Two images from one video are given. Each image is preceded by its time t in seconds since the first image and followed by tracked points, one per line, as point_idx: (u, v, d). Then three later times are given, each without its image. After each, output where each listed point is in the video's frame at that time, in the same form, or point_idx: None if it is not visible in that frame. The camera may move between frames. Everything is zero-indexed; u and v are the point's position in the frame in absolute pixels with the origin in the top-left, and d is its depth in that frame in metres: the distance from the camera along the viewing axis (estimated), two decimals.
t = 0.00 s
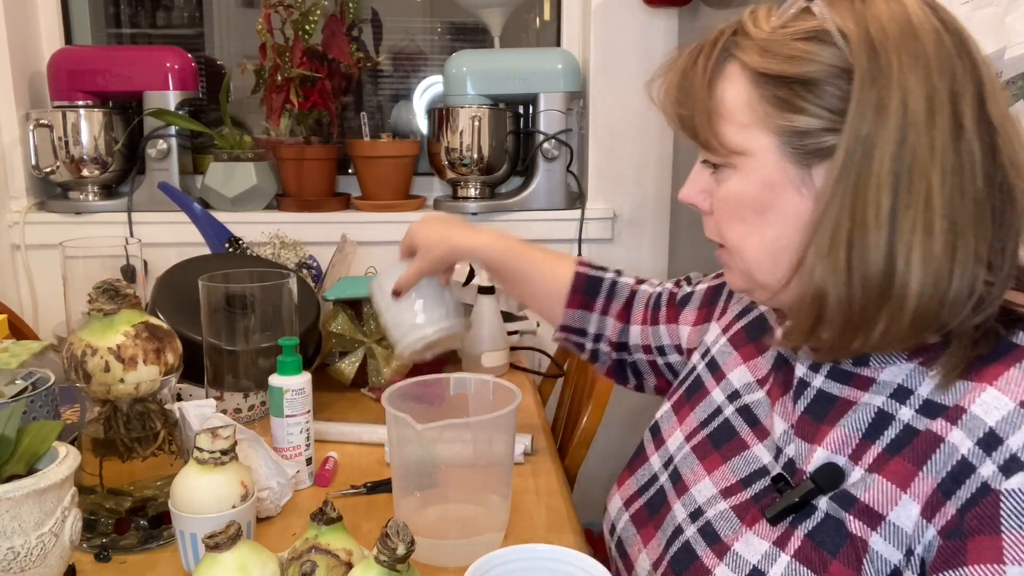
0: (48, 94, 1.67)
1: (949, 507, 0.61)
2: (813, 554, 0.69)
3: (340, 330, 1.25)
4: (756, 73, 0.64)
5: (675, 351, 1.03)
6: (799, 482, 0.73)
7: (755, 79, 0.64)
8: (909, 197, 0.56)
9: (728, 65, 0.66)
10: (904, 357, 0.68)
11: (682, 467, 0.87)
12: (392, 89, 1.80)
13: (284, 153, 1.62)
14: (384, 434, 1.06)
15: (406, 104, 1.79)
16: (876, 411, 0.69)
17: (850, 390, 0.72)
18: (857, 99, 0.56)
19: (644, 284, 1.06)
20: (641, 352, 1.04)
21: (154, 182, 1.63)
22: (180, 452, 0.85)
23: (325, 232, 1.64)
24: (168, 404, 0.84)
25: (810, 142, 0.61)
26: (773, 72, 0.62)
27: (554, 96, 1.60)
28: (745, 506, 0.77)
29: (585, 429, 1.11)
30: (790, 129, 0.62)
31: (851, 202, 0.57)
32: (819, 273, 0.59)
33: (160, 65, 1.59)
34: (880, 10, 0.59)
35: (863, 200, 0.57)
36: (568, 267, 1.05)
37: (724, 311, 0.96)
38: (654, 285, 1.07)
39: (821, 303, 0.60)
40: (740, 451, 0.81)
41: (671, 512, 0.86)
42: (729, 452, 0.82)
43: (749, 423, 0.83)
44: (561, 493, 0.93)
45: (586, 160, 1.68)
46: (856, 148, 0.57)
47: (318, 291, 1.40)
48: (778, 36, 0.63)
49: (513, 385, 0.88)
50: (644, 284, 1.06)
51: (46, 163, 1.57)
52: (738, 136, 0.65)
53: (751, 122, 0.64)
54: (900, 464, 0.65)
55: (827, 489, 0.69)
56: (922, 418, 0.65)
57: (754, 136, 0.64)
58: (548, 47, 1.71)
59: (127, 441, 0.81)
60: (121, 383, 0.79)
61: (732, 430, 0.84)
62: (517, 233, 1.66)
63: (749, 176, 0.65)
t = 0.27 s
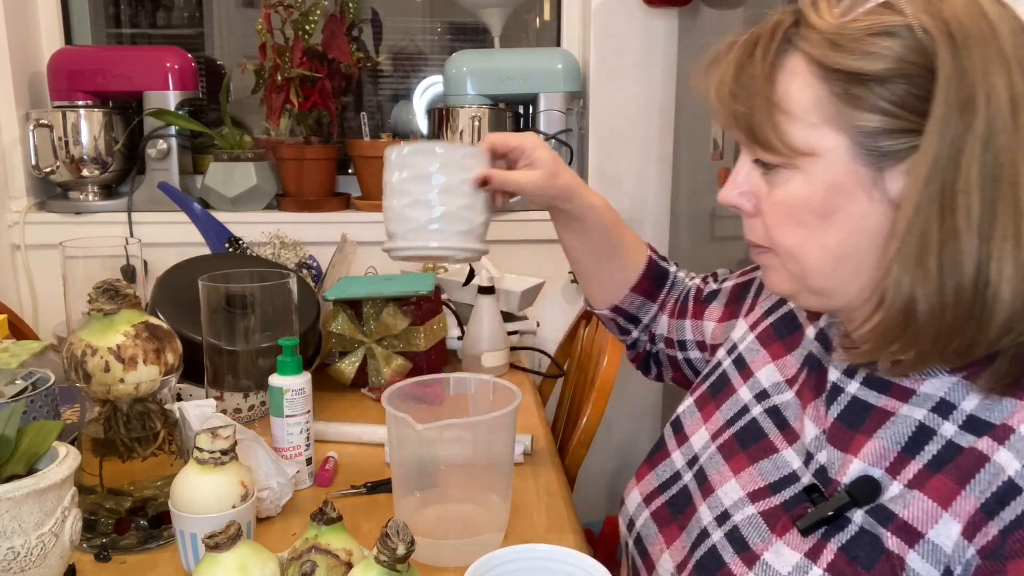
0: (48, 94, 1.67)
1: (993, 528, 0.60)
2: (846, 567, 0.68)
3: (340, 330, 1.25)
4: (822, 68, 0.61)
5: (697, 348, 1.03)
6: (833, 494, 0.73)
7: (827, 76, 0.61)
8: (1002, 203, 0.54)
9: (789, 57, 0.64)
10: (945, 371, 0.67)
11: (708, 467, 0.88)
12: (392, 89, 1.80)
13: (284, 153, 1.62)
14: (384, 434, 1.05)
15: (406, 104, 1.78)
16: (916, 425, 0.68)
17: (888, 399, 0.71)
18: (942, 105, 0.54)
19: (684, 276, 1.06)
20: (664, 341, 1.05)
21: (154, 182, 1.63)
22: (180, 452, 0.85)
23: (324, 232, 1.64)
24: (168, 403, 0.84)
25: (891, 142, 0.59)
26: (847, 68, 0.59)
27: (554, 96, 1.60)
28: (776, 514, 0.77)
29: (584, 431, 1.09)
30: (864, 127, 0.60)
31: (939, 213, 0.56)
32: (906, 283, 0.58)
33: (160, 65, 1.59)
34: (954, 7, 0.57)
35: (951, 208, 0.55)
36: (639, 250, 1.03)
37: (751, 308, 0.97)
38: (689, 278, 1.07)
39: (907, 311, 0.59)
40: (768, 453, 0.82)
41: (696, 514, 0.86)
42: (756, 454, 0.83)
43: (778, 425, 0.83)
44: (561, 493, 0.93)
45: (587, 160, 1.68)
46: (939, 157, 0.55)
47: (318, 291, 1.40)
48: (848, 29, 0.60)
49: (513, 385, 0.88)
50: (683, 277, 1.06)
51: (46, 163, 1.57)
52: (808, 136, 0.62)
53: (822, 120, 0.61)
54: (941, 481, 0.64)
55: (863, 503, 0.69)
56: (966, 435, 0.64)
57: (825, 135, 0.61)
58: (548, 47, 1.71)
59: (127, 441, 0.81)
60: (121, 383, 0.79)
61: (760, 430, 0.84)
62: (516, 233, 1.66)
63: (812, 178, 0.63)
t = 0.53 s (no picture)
0: (47, 94, 1.67)
1: None
2: (882, 562, 0.69)
3: (340, 330, 1.25)
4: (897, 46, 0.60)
5: (691, 341, 1.03)
6: (867, 490, 0.73)
7: (907, 57, 0.60)
8: None
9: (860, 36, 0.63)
10: (981, 368, 0.68)
11: (740, 481, 0.88)
12: (393, 89, 1.80)
13: (285, 153, 1.62)
14: (384, 434, 1.05)
15: (406, 104, 1.78)
16: (952, 422, 0.69)
17: (921, 398, 0.72)
18: None
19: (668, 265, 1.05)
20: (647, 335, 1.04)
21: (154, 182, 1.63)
22: (180, 452, 0.85)
23: (325, 232, 1.64)
24: (167, 403, 0.84)
25: (975, 120, 0.60)
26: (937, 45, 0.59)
27: (553, 96, 1.60)
28: (805, 512, 0.78)
29: (584, 430, 1.09)
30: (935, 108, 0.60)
31: None
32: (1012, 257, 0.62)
33: (160, 65, 1.59)
34: None
35: None
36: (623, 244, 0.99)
37: (768, 304, 0.96)
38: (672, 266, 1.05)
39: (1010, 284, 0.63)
40: (800, 459, 0.83)
41: (727, 523, 0.86)
42: (790, 464, 0.83)
43: (804, 429, 0.84)
44: (561, 493, 0.93)
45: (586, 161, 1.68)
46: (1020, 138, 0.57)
47: (318, 291, 1.40)
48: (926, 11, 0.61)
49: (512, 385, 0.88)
50: (666, 266, 1.05)
51: (46, 163, 1.57)
52: (890, 112, 0.61)
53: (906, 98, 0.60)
54: (981, 475, 0.65)
55: (899, 498, 0.70)
56: (1004, 430, 0.66)
57: (910, 114, 0.60)
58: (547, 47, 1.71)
59: (127, 441, 0.81)
60: (121, 383, 0.79)
61: (790, 440, 0.85)
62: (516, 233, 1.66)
63: (882, 161, 0.62)
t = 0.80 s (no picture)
0: (47, 94, 1.67)
1: None
2: (907, 561, 0.67)
3: (340, 330, 1.25)
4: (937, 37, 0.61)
5: (687, 345, 1.04)
6: (887, 489, 0.73)
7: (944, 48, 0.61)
8: None
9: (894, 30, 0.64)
10: (994, 366, 0.69)
11: (748, 482, 0.88)
12: (393, 89, 1.80)
13: (285, 153, 1.62)
14: (384, 434, 1.05)
15: (406, 104, 1.78)
16: (969, 420, 0.69)
17: (935, 397, 0.72)
18: None
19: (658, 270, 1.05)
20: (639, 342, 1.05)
21: (155, 182, 1.63)
22: (180, 452, 0.85)
23: (325, 232, 1.64)
24: (168, 403, 0.84)
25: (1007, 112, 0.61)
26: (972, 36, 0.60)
27: (554, 96, 1.59)
28: (823, 513, 0.78)
29: (585, 430, 1.09)
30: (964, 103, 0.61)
31: None
32: None
33: (160, 65, 1.59)
34: None
35: None
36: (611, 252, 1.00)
37: (767, 301, 0.96)
38: (664, 271, 1.06)
39: None
40: (809, 459, 0.83)
41: (741, 527, 0.86)
42: (800, 464, 0.83)
43: (810, 427, 0.84)
44: (561, 493, 0.93)
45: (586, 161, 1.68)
46: None
47: (318, 291, 1.40)
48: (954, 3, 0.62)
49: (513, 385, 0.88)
50: (657, 271, 1.05)
51: (46, 163, 1.57)
52: (928, 104, 0.61)
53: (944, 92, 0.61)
54: (1004, 471, 0.65)
55: (920, 497, 0.69)
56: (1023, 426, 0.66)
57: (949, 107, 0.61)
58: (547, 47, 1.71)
59: (127, 441, 0.81)
60: (121, 383, 0.79)
61: (797, 439, 0.85)
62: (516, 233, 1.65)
63: (920, 153, 0.62)
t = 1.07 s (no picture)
0: (47, 94, 1.67)
1: None
2: (900, 563, 0.68)
3: (340, 330, 1.25)
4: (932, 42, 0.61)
5: (689, 346, 1.03)
6: (882, 490, 0.74)
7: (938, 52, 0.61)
8: None
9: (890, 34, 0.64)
10: (990, 368, 0.69)
11: (746, 480, 0.88)
12: (393, 89, 1.80)
13: (285, 153, 1.62)
14: (384, 434, 1.05)
15: (406, 104, 1.78)
16: (964, 422, 0.69)
17: (931, 399, 0.72)
18: None
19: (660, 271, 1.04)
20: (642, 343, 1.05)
21: (155, 182, 1.63)
22: (180, 452, 0.85)
23: (325, 232, 1.64)
24: (168, 403, 0.84)
25: (1004, 116, 0.61)
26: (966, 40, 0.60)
27: (554, 96, 1.59)
28: (816, 511, 0.78)
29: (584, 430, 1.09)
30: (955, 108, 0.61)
31: None
32: None
33: (160, 65, 1.59)
34: None
35: None
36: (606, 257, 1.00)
37: (771, 303, 0.96)
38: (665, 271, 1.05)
39: None
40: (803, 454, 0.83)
41: (739, 527, 0.86)
42: (795, 462, 0.84)
43: (809, 426, 0.84)
44: (561, 493, 0.93)
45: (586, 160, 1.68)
46: None
47: (318, 291, 1.39)
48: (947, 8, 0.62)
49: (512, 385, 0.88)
50: (659, 272, 1.05)
51: (46, 163, 1.57)
52: (924, 109, 0.61)
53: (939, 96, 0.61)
54: (996, 473, 0.65)
55: (915, 498, 0.70)
56: (1016, 427, 0.66)
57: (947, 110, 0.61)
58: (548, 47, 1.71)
59: (127, 441, 0.81)
60: (121, 383, 0.79)
61: (795, 439, 0.85)
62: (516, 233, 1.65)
63: (917, 159, 0.62)
